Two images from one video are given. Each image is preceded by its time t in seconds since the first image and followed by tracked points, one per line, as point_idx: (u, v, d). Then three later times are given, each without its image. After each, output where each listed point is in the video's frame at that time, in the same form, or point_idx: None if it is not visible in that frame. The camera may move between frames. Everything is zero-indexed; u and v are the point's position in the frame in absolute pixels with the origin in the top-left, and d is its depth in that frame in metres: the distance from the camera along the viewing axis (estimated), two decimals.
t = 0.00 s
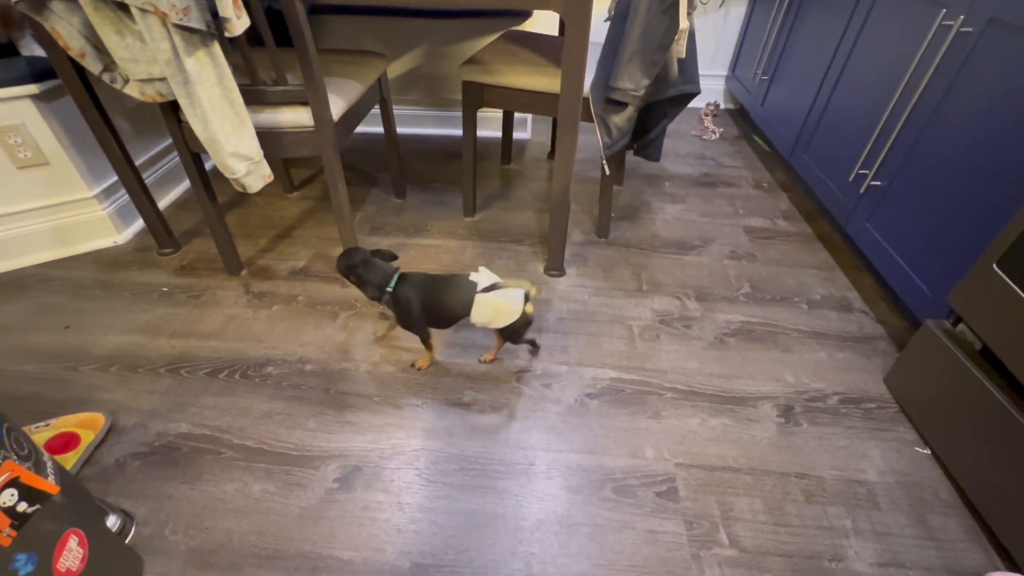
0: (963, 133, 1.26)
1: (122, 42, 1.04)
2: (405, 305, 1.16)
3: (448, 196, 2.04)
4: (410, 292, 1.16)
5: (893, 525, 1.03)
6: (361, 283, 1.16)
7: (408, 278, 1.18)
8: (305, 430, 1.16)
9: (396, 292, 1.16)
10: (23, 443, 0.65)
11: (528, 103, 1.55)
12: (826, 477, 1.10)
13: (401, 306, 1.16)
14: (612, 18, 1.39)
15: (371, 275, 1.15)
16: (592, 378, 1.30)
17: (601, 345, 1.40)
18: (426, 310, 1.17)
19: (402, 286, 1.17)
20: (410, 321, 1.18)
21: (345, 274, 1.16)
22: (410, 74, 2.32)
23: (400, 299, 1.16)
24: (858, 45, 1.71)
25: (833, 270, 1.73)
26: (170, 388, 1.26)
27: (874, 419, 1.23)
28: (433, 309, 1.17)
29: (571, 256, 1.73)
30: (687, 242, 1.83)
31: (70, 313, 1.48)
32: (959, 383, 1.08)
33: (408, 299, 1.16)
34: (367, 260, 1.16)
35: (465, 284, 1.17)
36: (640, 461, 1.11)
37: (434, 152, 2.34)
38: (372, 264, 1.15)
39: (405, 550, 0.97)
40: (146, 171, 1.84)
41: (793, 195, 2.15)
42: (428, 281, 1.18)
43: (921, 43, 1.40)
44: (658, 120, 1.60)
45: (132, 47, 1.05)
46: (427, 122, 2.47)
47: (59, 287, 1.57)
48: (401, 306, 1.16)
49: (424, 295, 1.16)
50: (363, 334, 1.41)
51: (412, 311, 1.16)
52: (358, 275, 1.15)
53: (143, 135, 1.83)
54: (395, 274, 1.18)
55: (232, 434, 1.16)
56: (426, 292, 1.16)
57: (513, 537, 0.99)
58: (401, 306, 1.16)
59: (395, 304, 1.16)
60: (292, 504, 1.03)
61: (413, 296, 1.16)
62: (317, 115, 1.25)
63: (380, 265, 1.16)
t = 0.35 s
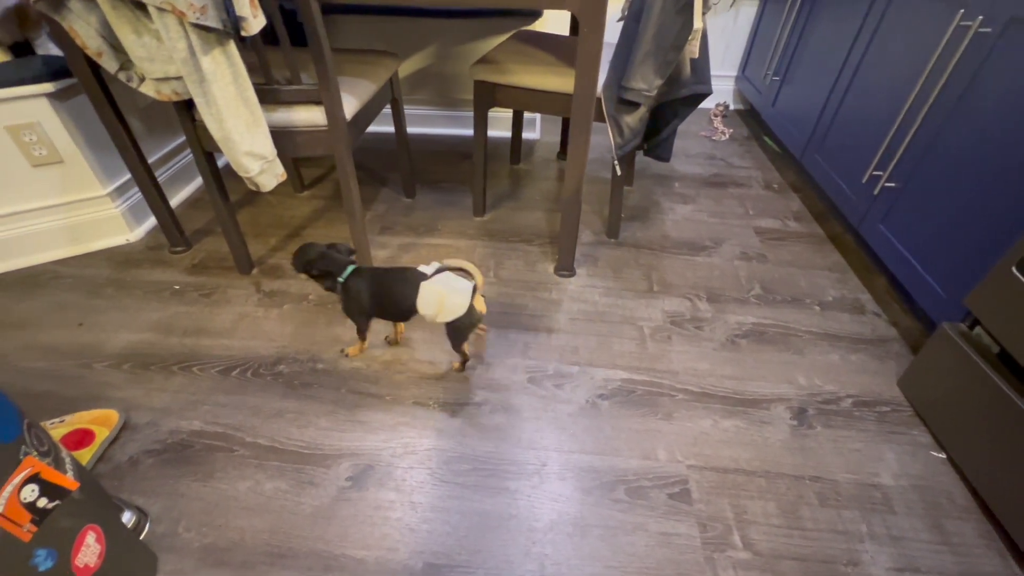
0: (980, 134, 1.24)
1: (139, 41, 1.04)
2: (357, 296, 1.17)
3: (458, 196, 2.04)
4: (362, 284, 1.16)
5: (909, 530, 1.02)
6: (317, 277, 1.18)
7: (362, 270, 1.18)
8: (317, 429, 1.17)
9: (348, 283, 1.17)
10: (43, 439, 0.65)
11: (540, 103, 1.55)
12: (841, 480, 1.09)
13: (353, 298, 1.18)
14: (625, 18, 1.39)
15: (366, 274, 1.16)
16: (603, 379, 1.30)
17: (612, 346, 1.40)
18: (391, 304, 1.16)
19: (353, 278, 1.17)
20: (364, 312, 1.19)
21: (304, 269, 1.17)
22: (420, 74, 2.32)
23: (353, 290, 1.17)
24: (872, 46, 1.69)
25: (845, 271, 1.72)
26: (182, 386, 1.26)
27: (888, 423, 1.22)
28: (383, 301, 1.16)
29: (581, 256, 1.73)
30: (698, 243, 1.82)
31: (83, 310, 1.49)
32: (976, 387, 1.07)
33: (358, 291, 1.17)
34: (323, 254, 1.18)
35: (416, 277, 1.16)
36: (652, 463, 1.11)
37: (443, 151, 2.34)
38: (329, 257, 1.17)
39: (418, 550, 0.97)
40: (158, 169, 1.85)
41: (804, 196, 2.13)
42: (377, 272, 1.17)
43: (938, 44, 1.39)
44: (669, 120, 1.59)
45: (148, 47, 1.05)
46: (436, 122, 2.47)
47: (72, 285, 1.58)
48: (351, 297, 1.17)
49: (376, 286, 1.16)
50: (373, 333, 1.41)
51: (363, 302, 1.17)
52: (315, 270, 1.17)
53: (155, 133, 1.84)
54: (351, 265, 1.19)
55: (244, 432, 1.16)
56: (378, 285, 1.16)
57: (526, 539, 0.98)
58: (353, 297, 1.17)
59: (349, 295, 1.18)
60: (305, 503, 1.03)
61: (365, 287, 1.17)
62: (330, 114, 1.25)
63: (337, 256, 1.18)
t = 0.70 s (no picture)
0: (997, 142, 1.24)
1: (159, 46, 1.06)
2: (321, 298, 1.18)
3: (468, 200, 2.05)
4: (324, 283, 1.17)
5: (924, 541, 1.01)
6: (279, 278, 1.21)
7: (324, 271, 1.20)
8: (329, 431, 1.17)
9: (311, 285, 1.19)
10: (63, 440, 0.65)
11: (552, 108, 1.55)
12: (855, 489, 1.09)
13: (317, 299, 1.18)
14: (639, 24, 1.39)
15: (371, 278, 1.16)
16: (614, 385, 1.29)
17: (623, 351, 1.39)
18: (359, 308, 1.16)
19: (316, 280, 1.19)
20: (330, 315, 1.19)
21: (260, 270, 1.23)
22: (430, 78, 2.33)
23: (316, 292, 1.18)
24: (886, 52, 1.69)
25: (857, 278, 1.71)
26: (195, 387, 1.27)
27: (902, 431, 1.21)
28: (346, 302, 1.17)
29: (591, 261, 1.73)
30: (709, 248, 1.82)
31: (97, 311, 1.50)
32: (992, 397, 1.06)
33: (321, 291, 1.17)
34: (284, 255, 1.22)
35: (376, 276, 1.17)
36: (664, 470, 1.11)
37: (453, 155, 2.35)
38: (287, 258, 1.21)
39: (429, 554, 0.97)
40: (172, 171, 1.87)
41: (816, 202, 2.12)
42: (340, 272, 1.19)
43: (954, 51, 1.38)
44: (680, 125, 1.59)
45: (168, 51, 1.06)
46: (447, 126, 2.48)
47: (86, 286, 1.60)
48: (315, 298, 1.18)
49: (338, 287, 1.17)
50: (384, 337, 1.42)
51: (329, 303, 1.17)
52: (276, 271, 1.21)
53: (170, 136, 1.86)
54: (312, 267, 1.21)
55: (256, 434, 1.17)
56: (340, 285, 1.17)
57: (537, 544, 0.98)
58: (317, 298, 1.18)
59: (312, 297, 1.18)
60: (317, 505, 1.03)
61: (328, 289, 1.17)
62: (345, 119, 1.26)
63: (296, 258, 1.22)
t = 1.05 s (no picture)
0: (1016, 147, 1.23)
1: (178, 43, 1.06)
2: (296, 299, 1.17)
3: (479, 200, 2.05)
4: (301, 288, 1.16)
5: (940, 549, 1.00)
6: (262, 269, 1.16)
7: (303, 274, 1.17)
8: (340, 429, 1.17)
9: (288, 287, 1.16)
10: (82, 433, 0.66)
11: (565, 109, 1.55)
12: (868, 495, 1.08)
13: (291, 301, 1.17)
14: (654, 25, 1.38)
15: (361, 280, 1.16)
16: (625, 387, 1.29)
17: (633, 353, 1.39)
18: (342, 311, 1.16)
19: (295, 283, 1.17)
20: (303, 314, 1.19)
21: (243, 263, 1.17)
22: (442, 77, 2.34)
23: (291, 293, 1.16)
24: (903, 55, 1.67)
25: (871, 283, 1.69)
26: (208, 382, 1.28)
27: (917, 438, 1.20)
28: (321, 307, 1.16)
29: (601, 263, 1.72)
30: (720, 251, 1.81)
31: (112, 306, 1.52)
32: (1009, 406, 1.05)
33: (299, 295, 1.16)
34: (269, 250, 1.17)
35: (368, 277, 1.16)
36: (675, 473, 1.10)
37: (463, 155, 2.36)
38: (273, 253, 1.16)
39: (440, 553, 0.97)
40: (186, 168, 1.88)
41: (828, 206, 2.11)
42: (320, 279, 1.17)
43: (974, 55, 1.37)
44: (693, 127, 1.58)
45: (186, 49, 1.07)
46: (457, 125, 2.48)
47: (100, 281, 1.61)
48: (291, 300, 1.16)
49: (315, 289, 1.16)
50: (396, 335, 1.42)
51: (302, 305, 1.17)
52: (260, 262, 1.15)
53: (184, 133, 1.87)
54: (294, 267, 1.17)
55: (268, 430, 1.17)
56: (317, 289, 1.16)
57: (548, 545, 0.98)
58: (290, 299, 1.17)
59: (286, 297, 1.17)
60: (328, 502, 1.04)
61: (305, 292, 1.16)
62: (359, 117, 1.27)
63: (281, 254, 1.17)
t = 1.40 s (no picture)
0: None
1: (196, 37, 1.07)
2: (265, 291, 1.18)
3: (490, 197, 2.05)
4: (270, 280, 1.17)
5: (956, 555, 0.99)
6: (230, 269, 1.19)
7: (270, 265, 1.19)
8: (351, 423, 1.18)
9: (257, 278, 1.18)
10: (99, 422, 0.66)
11: (578, 105, 1.54)
12: (883, 499, 1.06)
13: (262, 293, 1.19)
14: (670, 21, 1.37)
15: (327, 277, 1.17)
16: (636, 386, 1.28)
17: (645, 352, 1.38)
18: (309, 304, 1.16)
19: (263, 272, 1.18)
20: (277, 307, 1.20)
21: (207, 269, 1.18)
22: (454, 74, 2.34)
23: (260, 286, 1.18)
24: (923, 54, 1.64)
25: (886, 285, 1.67)
26: (221, 375, 1.29)
27: (933, 442, 1.18)
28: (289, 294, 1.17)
29: (613, 261, 1.71)
30: (733, 251, 1.79)
31: (127, 298, 1.53)
32: None
33: (267, 285, 1.17)
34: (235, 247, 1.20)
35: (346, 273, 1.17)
36: (687, 473, 1.09)
37: (475, 152, 2.35)
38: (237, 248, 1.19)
39: (450, 548, 0.97)
40: (200, 162, 1.89)
41: (843, 206, 2.09)
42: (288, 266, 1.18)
43: (997, 53, 1.34)
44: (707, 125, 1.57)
45: (204, 43, 1.08)
46: (469, 122, 2.48)
47: (116, 273, 1.63)
48: (261, 290, 1.18)
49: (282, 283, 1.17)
50: (407, 331, 1.43)
51: (271, 298, 1.18)
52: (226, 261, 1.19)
53: (199, 127, 1.89)
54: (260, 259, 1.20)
55: (280, 423, 1.18)
56: (285, 281, 1.17)
57: (558, 542, 0.98)
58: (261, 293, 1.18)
59: (257, 289, 1.18)
60: (339, 496, 1.04)
61: (273, 281, 1.17)
62: (373, 112, 1.27)
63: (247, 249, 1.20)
